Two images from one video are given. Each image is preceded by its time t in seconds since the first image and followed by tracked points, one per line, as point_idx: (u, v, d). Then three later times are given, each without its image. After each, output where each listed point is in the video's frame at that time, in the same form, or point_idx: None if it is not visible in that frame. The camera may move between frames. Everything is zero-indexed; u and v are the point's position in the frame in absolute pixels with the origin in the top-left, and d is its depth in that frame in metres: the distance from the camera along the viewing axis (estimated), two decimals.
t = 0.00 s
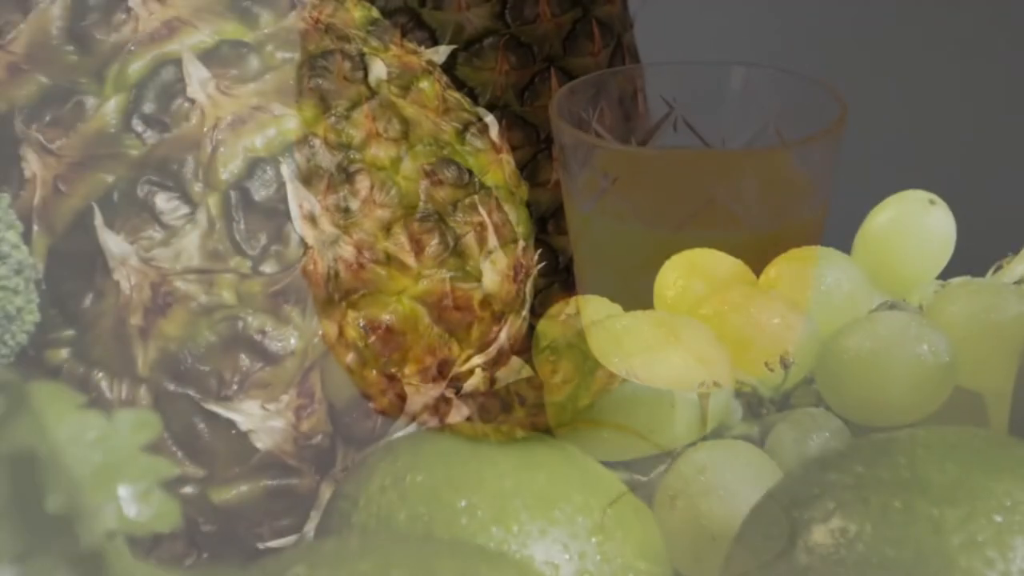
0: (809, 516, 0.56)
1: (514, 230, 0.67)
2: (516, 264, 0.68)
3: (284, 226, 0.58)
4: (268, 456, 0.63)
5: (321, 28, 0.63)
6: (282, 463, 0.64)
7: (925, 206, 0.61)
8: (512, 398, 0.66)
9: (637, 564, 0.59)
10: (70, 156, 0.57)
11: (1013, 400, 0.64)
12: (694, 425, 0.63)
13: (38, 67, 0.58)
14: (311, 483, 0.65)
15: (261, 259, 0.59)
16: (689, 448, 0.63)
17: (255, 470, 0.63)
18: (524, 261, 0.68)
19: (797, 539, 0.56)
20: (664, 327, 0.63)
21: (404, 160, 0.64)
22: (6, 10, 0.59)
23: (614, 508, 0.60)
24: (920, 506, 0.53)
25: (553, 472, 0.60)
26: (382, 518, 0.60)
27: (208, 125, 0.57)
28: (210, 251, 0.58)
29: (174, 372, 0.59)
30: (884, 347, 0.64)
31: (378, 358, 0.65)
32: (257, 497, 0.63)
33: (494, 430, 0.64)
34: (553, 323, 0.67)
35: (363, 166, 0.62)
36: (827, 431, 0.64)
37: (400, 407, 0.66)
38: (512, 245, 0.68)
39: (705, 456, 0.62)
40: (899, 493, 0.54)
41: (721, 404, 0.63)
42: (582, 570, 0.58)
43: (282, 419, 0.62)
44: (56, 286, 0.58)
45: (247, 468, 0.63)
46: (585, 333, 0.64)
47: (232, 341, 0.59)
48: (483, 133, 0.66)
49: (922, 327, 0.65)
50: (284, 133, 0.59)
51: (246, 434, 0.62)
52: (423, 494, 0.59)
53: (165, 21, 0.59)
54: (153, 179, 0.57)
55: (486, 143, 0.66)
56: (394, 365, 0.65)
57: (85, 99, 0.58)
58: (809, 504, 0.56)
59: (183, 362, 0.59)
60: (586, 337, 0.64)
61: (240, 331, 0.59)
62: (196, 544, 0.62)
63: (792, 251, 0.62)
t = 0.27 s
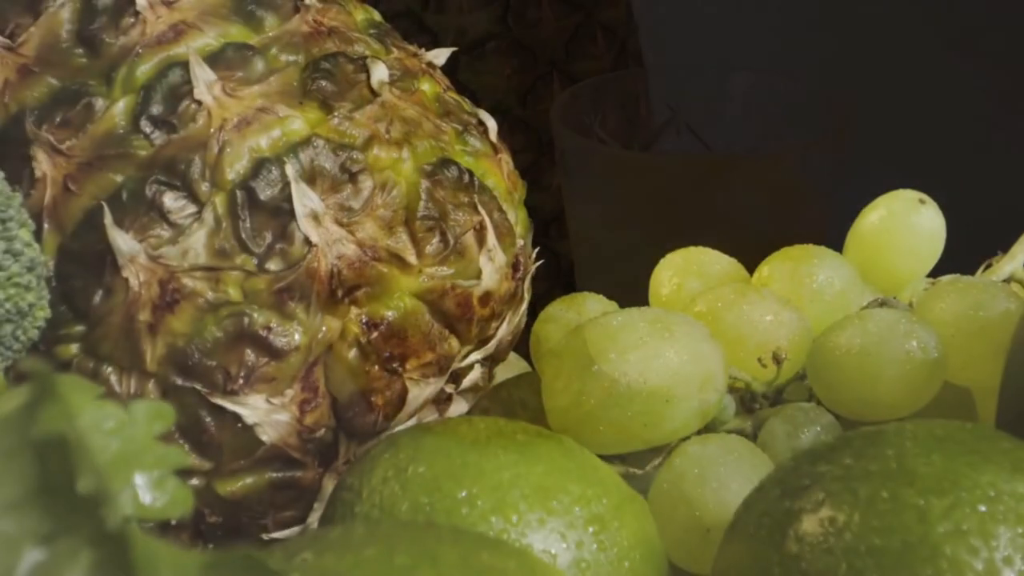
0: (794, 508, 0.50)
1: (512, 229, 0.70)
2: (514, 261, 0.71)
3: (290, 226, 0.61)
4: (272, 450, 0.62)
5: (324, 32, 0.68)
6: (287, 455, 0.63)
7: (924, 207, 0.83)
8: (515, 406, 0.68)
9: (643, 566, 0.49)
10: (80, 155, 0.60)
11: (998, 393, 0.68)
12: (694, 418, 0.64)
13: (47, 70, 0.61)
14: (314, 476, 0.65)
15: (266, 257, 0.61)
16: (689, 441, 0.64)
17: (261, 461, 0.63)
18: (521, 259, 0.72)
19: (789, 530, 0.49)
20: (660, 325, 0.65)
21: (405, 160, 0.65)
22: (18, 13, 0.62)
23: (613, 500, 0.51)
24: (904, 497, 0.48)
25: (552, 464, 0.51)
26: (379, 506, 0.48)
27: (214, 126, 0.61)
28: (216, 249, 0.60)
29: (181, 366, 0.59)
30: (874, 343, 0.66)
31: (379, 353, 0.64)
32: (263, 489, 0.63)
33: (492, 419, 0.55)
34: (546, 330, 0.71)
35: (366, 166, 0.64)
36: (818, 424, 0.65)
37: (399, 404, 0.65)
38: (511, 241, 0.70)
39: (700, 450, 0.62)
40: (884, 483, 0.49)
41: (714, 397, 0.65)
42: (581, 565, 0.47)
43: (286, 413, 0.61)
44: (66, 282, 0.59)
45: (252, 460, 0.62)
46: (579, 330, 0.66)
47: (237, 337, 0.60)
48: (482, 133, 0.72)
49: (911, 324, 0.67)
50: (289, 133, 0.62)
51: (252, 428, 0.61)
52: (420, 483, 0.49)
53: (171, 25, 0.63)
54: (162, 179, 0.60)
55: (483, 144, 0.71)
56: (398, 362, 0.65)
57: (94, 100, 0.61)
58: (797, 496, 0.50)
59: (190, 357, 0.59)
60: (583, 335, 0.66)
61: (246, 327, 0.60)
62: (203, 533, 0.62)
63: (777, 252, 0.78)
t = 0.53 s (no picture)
0: (785, 499, 0.49)
1: (509, 225, 0.71)
2: (511, 259, 0.72)
3: (293, 223, 0.62)
4: (275, 443, 0.64)
5: (326, 34, 0.69)
6: (289, 448, 0.64)
7: (915, 206, 0.85)
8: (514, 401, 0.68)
9: (638, 557, 0.50)
10: (87, 155, 0.62)
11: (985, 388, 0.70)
12: (688, 413, 0.66)
13: (55, 71, 0.63)
14: (315, 468, 0.66)
15: (270, 255, 0.62)
16: (683, 435, 0.65)
17: (265, 454, 0.64)
18: (518, 257, 0.73)
19: (778, 520, 0.49)
20: (656, 321, 0.67)
21: (404, 160, 0.66)
22: (28, 17, 0.65)
23: (609, 493, 0.51)
24: (891, 487, 0.47)
25: (548, 457, 0.51)
26: (381, 498, 0.49)
27: (218, 126, 0.62)
28: (220, 247, 0.61)
29: (186, 361, 0.61)
30: (864, 340, 0.68)
31: (380, 349, 0.64)
32: (266, 481, 0.65)
33: (489, 413, 0.55)
34: (543, 326, 0.73)
35: (367, 165, 0.64)
36: (809, 419, 0.66)
37: (399, 399, 0.66)
38: (509, 238, 0.71)
39: (694, 444, 0.63)
40: (873, 475, 0.48)
41: (707, 392, 0.66)
42: (576, 556, 0.48)
43: (289, 407, 0.63)
44: (74, 279, 0.61)
45: (256, 453, 0.64)
46: (575, 326, 0.68)
47: (240, 333, 0.61)
48: (479, 133, 0.73)
49: (901, 321, 0.68)
50: (291, 134, 0.64)
51: (256, 421, 0.62)
52: (420, 475, 0.50)
53: (176, 28, 0.65)
54: (167, 178, 0.61)
55: (481, 144, 0.72)
56: (399, 356, 0.65)
57: (100, 102, 0.63)
58: (788, 488, 0.50)
59: (195, 353, 0.61)
60: (581, 331, 0.66)
61: (249, 323, 0.61)
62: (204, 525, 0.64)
63: (770, 251, 0.80)
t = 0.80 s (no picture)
0: (775, 490, 0.49)
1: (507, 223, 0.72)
2: (510, 256, 0.74)
3: (295, 221, 0.63)
4: (278, 437, 0.65)
5: (328, 36, 0.70)
6: (292, 441, 0.66)
7: (905, 204, 0.87)
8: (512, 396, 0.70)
9: (634, 546, 0.51)
10: (94, 154, 0.63)
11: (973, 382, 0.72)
12: (682, 407, 0.67)
13: (63, 72, 0.65)
14: (317, 461, 0.68)
15: (273, 252, 0.63)
16: (677, 429, 0.67)
17: (269, 447, 0.66)
18: (516, 255, 0.74)
19: (769, 510, 0.48)
20: (650, 317, 0.68)
21: (405, 160, 0.67)
22: (36, 19, 0.66)
23: (604, 484, 0.52)
24: (879, 478, 0.47)
25: (546, 449, 0.52)
26: (382, 489, 0.51)
27: (222, 126, 0.64)
28: (225, 244, 0.62)
29: (191, 355, 0.62)
30: (855, 336, 0.69)
31: (380, 344, 0.66)
32: (269, 473, 0.66)
33: (486, 408, 0.55)
34: (539, 322, 0.74)
35: (368, 165, 0.66)
36: (801, 413, 0.68)
37: (399, 393, 0.67)
38: (507, 235, 0.72)
39: (689, 438, 0.65)
40: (862, 466, 0.47)
41: (701, 386, 0.68)
42: (573, 545, 0.49)
43: (292, 401, 0.64)
44: (82, 275, 0.62)
45: (260, 446, 0.65)
46: (571, 323, 0.69)
47: (244, 329, 0.63)
48: (478, 132, 0.74)
49: (891, 317, 0.70)
50: (294, 133, 0.65)
51: (259, 415, 0.63)
52: (421, 467, 0.51)
53: (181, 30, 0.66)
54: (173, 177, 0.63)
55: (479, 144, 0.74)
56: (400, 351, 0.67)
57: (108, 102, 0.64)
58: (779, 479, 0.49)
59: (200, 347, 0.62)
60: (578, 327, 0.68)
61: (253, 318, 0.63)
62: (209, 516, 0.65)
63: (764, 249, 0.82)
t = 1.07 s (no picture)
0: (769, 483, 0.50)
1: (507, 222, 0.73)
2: (509, 254, 0.75)
3: (299, 220, 0.64)
4: (282, 431, 0.66)
5: (330, 38, 0.71)
6: (296, 436, 0.67)
7: (899, 204, 0.88)
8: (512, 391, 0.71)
9: (630, 538, 0.52)
10: (102, 154, 0.64)
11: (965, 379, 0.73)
12: (678, 403, 0.69)
13: (71, 73, 0.66)
14: (320, 455, 0.69)
15: (278, 250, 0.64)
16: (674, 424, 0.68)
17: (273, 442, 0.67)
18: (516, 253, 0.76)
19: (763, 502, 0.49)
20: (648, 314, 0.69)
21: (407, 160, 0.69)
22: (44, 21, 0.67)
23: (602, 477, 0.53)
24: (870, 470, 0.48)
25: (545, 443, 0.53)
26: (385, 481, 0.52)
27: (228, 127, 0.65)
28: (230, 242, 0.64)
29: (197, 351, 0.64)
30: (848, 333, 0.70)
31: (382, 340, 0.67)
32: (273, 468, 0.67)
33: (489, 403, 0.57)
34: (539, 319, 0.75)
35: (371, 165, 0.67)
36: (796, 409, 0.69)
37: (401, 389, 0.69)
38: (507, 234, 0.73)
39: (685, 433, 0.66)
40: (853, 458, 0.49)
41: (697, 383, 0.69)
42: (572, 536, 0.50)
43: (296, 396, 0.65)
44: (89, 273, 0.63)
45: (264, 441, 0.67)
46: (570, 320, 0.70)
47: (249, 325, 0.64)
48: (478, 133, 0.75)
49: (884, 315, 0.71)
50: (299, 134, 0.66)
51: (264, 410, 0.65)
52: (424, 459, 0.52)
53: (187, 32, 0.67)
54: (179, 177, 0.64)
55: (479, 144, 0.75)
56: (402, 348, 0.68)
57: (115, 103, 0.65)
58: (773, 472, 0.50)
59: (206, 343, 0.63)
60: (576, 325, 0.69)
61: (258, 315, 0.64)
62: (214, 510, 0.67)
63: (760, 247, 0.83)
